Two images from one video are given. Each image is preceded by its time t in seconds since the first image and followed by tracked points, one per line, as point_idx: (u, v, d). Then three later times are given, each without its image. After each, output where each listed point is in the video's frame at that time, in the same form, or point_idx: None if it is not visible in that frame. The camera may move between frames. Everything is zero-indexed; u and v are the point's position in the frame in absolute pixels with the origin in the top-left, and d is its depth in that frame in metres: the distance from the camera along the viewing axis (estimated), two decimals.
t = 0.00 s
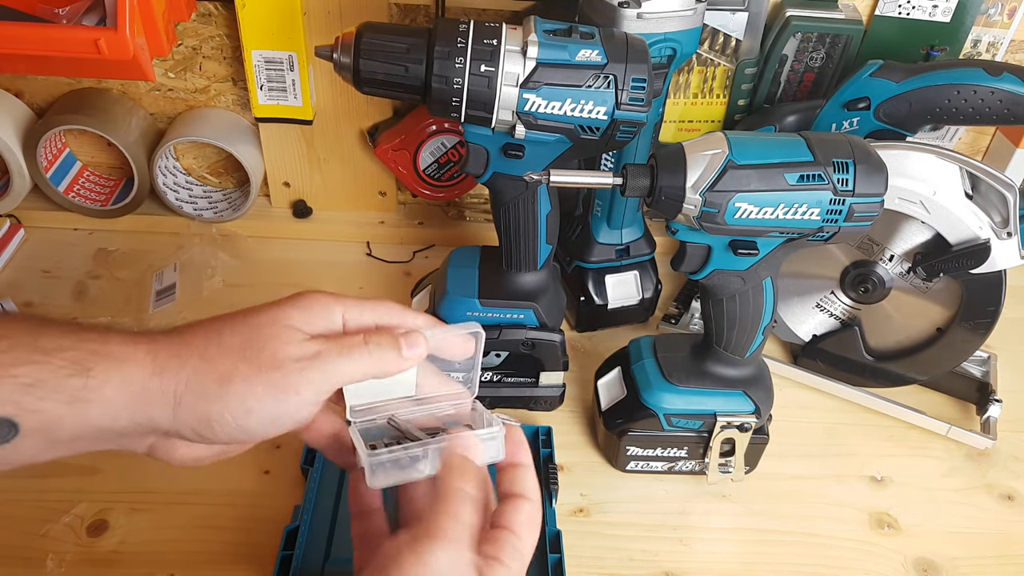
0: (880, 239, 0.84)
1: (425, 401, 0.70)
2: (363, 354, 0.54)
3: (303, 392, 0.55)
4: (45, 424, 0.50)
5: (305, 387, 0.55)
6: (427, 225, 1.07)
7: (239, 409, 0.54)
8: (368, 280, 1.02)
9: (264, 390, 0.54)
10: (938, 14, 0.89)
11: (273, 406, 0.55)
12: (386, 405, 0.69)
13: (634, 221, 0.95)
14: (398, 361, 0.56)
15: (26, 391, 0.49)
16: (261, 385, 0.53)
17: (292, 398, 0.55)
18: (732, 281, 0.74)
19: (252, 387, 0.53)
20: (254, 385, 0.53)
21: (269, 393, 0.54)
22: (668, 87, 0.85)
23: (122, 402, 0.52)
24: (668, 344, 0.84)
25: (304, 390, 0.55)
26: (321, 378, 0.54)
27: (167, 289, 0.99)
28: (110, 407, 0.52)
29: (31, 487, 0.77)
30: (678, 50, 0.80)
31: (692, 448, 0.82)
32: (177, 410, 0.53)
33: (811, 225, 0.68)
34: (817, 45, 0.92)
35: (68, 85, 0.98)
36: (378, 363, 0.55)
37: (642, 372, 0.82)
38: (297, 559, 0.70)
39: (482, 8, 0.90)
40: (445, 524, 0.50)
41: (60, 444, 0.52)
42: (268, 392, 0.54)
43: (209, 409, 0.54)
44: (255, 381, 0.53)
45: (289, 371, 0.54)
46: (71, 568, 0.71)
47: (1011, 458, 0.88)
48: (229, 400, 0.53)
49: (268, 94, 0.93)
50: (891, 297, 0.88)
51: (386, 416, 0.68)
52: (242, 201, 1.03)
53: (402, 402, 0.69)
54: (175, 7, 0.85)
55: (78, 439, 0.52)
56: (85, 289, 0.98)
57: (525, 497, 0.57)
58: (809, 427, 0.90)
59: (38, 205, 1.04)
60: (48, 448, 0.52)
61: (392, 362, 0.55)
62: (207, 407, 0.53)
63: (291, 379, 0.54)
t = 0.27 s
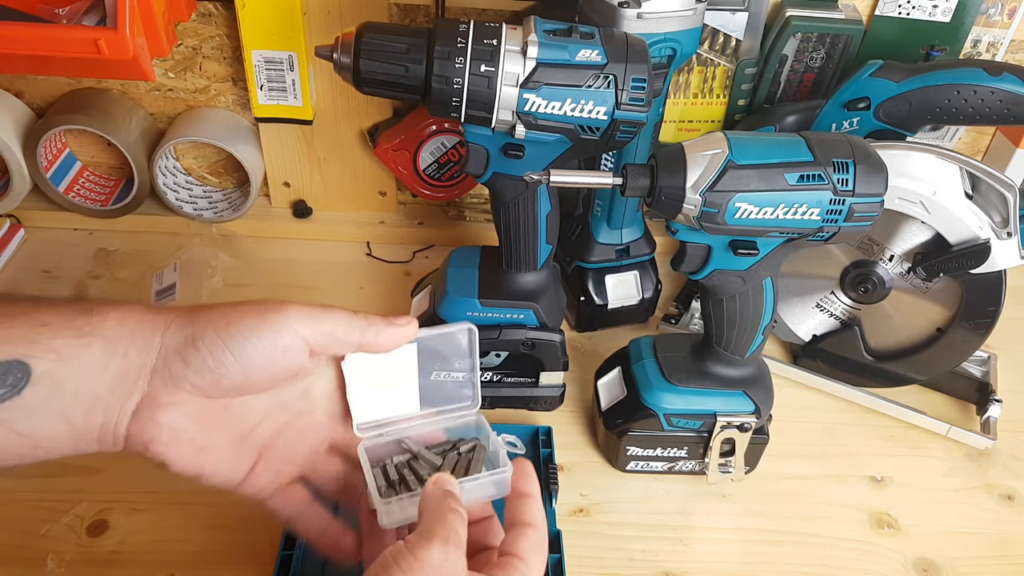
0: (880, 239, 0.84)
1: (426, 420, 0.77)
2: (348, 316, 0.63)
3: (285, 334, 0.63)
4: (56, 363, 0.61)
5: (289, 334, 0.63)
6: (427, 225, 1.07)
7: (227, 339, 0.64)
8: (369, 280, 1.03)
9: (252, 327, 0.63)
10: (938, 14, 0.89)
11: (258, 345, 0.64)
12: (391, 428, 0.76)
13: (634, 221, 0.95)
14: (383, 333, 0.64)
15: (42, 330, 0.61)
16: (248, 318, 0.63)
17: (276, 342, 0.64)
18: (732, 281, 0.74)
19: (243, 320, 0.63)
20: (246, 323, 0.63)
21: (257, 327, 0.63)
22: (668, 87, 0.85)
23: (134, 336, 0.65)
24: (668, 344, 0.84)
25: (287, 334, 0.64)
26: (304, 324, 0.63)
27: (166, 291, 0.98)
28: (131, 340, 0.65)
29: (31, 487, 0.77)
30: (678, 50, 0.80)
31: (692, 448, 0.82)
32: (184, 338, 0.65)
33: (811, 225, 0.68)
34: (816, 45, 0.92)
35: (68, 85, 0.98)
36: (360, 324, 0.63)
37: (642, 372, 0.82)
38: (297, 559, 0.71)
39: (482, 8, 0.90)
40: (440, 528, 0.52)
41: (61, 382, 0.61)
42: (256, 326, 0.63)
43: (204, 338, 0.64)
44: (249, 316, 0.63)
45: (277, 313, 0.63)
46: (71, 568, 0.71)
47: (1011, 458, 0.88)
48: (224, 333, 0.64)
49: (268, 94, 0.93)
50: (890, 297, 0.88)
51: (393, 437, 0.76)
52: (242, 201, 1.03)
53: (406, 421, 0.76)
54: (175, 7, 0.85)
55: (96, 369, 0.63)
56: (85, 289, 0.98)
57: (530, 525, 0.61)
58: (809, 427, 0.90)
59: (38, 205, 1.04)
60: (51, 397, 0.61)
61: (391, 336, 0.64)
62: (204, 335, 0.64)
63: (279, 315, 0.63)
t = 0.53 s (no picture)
0: (880, 239, 0.84)
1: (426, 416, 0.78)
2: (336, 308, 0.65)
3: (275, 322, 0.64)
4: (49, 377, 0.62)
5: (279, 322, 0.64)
6: (427, 225, 1.07)
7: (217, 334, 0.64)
8: (369, 280, 1.03)
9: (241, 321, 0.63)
10: (938, 14, 0.89)
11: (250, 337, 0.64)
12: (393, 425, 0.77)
13: (634, 221, 0.95)
14: (367, 323, 0.66)
15: (38, 347, 0.62)
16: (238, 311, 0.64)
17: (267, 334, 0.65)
18: (732, 281, 0.75)
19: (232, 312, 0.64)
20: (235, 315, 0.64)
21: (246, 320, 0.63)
22: (668, 87, 0.86)
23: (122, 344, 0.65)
24: (668, 344, 0.84)
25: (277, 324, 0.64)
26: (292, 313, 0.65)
27: (167, 288, 0.99)
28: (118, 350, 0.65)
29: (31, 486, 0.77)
30: (678, 50, 0.80)
31: (692, 448, 0.82)
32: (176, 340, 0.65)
33: (811, 224, 0.68)
34: (816, 45, 0.92)
35: (67, 85, 0.98)
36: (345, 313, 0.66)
37: (642, 372, 0.82)
38: (296, 558, 0.71)
39: (482, 8, 0.90)
40: (448, 532, 0.52)
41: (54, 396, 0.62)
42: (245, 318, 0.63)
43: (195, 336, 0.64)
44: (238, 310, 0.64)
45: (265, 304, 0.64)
46: (71, 568, 0.71)
47: (1011, 457, 0.88)
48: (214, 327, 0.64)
49: (268, 94, 0.93)
50: (890, 297, 0.88)
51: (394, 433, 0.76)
52: (242, 201, 1.03)
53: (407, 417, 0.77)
54: (175, 7, 0.84)
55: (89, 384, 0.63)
56: (85, 290, 0.98)
57: (534, 527, 0.62)
58: (809, 427, 0.90)
59: (38, 205, 1.04)
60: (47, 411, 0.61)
61: (377, 326, 0.66)
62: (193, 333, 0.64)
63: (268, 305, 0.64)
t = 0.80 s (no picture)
0: (880, 239, 0.84)
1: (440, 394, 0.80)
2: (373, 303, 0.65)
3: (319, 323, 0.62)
4: (101, 373, 0.54)
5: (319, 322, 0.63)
6: (427, 225, 1.07)
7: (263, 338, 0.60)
8: (369, 280, 1.03)
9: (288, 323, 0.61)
10: (938, 14, 0.89)
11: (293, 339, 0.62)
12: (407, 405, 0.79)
13: (634, 221, 0.95)
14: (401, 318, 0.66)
15: (82, 340, 0.54)
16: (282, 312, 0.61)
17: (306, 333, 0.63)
18: (732, 281, 0.74)
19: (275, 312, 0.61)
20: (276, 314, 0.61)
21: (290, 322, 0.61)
22: (668, 87, 0.85)
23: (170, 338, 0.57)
24: (668, 344, 0.84)
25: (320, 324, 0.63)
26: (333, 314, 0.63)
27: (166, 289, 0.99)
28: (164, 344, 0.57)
29: (32, 486, 0.77)
30: (678, 50, 0.80)
31: (692, 448, 0.82)
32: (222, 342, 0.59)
33: (811, 224, 0.68)
34: (816, 45, 0.92)
35: (67, 85, 0.98)
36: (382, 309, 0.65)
37: (642, 372, 0.82)
38: (297, 558, 0.70)
39: (482, 8, 0.90)
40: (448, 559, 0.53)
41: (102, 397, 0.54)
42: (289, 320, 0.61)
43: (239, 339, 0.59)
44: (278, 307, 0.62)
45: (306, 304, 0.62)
46: (71, 568, 0.71)
47: (1011, 457, 0.88)
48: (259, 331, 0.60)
49: (268, 94, 0.93)
50: (890, 297, 0.88)
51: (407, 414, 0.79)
52: (242, 201, 1.03)
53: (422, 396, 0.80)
54: (175, 7, 0.85)
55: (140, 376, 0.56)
56: (85, 289, 0.98)
57: None
58: (809, 427, 0.90)
59: (38, 205, 1.04)
60: (95, 408, 0.54)
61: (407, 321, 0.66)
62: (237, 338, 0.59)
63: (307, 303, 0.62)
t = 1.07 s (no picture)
0: (880, 239, 0.84)
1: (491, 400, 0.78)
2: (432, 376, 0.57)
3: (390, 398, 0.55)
4: (171, 441, 0.47)
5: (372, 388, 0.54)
6: (427, 225, 1.07)
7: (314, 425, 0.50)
8: (369, 280, 1.03)
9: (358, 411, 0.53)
10: (938, 14, 0.89)
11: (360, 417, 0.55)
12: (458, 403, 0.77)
13: (634, 221, 0.95)
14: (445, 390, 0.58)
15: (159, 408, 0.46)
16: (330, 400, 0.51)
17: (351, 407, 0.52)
18: (732, 281, 0.75)
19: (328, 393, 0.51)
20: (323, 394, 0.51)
21: (340, 409, 0.51)
22: (668, 87, 0.85)
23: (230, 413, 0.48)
24: (668, 344, 0.84)
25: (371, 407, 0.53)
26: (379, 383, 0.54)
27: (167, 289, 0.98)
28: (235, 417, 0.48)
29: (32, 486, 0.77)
30: (678, 50, 0.80)
31: (692, 448, 0.82)
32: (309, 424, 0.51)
33: (810, 225, 0.68)
34: (816, 45, 0.92)
35: (68, 85, 0.98)
36: (426, 384, 0.57)
37: (642, 372, 0.82)
38: (297, 558, 0.71)
39: (482, 8, 0.90)
40: None
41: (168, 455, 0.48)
42: (342, 402, 0.51)
43: (308, 431, 0.50)
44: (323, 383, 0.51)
45: (349, 385, 0.52)
46: (71, 568, 0.71)
47: (1011, 458, 0.88)
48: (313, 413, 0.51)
49: (268, 94, 0.93)
50: (891, 298, 0.88)
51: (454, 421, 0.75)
52: (242, 201, 1.03)
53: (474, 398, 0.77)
54: (175, 7, 0.85)
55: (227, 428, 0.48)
56: (85, 289, 0.98)
57: None
58: (809, 427, 0.90)
59: (38, 205, 1.04)
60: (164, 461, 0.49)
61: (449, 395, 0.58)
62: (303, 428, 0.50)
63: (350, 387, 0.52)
